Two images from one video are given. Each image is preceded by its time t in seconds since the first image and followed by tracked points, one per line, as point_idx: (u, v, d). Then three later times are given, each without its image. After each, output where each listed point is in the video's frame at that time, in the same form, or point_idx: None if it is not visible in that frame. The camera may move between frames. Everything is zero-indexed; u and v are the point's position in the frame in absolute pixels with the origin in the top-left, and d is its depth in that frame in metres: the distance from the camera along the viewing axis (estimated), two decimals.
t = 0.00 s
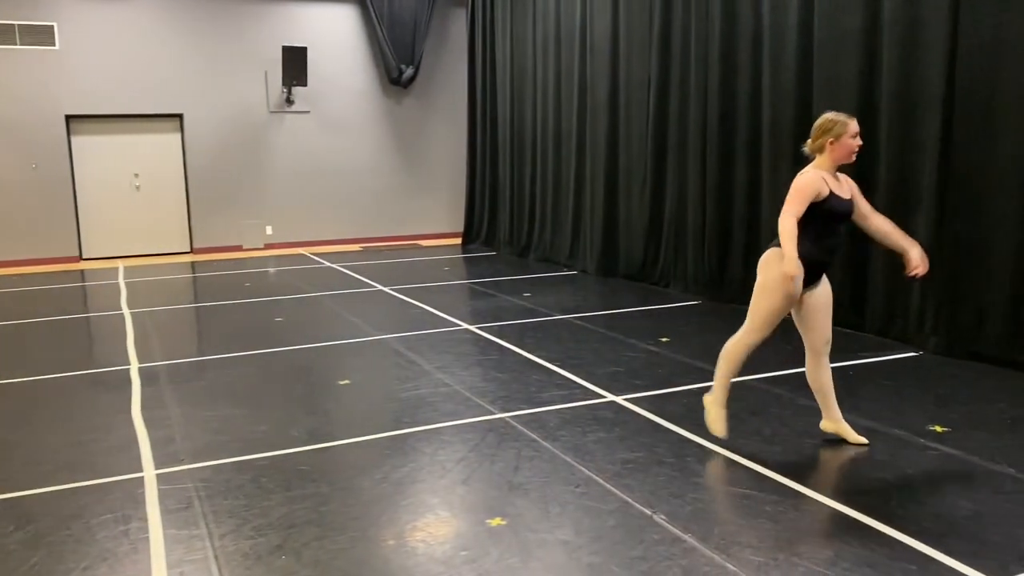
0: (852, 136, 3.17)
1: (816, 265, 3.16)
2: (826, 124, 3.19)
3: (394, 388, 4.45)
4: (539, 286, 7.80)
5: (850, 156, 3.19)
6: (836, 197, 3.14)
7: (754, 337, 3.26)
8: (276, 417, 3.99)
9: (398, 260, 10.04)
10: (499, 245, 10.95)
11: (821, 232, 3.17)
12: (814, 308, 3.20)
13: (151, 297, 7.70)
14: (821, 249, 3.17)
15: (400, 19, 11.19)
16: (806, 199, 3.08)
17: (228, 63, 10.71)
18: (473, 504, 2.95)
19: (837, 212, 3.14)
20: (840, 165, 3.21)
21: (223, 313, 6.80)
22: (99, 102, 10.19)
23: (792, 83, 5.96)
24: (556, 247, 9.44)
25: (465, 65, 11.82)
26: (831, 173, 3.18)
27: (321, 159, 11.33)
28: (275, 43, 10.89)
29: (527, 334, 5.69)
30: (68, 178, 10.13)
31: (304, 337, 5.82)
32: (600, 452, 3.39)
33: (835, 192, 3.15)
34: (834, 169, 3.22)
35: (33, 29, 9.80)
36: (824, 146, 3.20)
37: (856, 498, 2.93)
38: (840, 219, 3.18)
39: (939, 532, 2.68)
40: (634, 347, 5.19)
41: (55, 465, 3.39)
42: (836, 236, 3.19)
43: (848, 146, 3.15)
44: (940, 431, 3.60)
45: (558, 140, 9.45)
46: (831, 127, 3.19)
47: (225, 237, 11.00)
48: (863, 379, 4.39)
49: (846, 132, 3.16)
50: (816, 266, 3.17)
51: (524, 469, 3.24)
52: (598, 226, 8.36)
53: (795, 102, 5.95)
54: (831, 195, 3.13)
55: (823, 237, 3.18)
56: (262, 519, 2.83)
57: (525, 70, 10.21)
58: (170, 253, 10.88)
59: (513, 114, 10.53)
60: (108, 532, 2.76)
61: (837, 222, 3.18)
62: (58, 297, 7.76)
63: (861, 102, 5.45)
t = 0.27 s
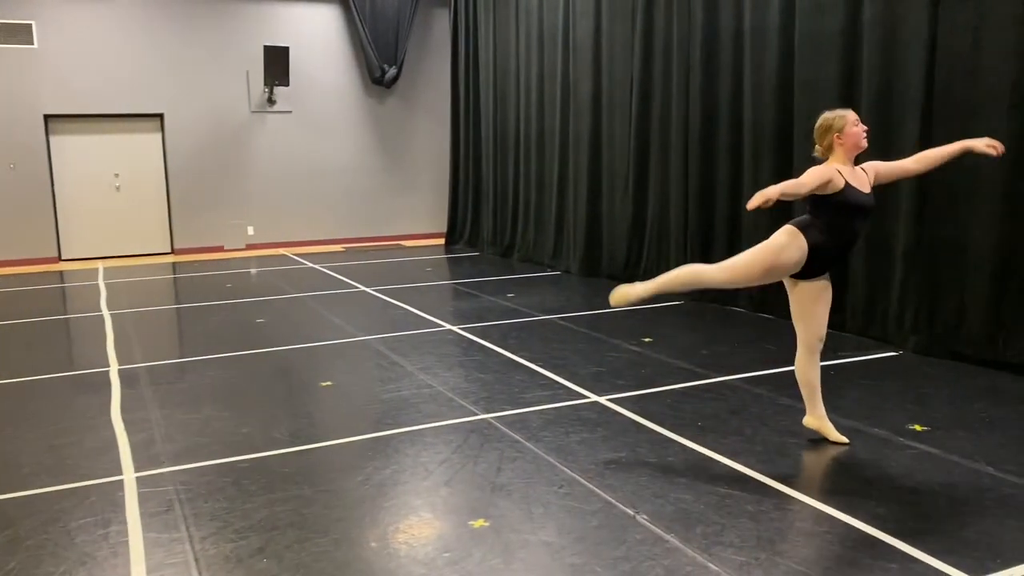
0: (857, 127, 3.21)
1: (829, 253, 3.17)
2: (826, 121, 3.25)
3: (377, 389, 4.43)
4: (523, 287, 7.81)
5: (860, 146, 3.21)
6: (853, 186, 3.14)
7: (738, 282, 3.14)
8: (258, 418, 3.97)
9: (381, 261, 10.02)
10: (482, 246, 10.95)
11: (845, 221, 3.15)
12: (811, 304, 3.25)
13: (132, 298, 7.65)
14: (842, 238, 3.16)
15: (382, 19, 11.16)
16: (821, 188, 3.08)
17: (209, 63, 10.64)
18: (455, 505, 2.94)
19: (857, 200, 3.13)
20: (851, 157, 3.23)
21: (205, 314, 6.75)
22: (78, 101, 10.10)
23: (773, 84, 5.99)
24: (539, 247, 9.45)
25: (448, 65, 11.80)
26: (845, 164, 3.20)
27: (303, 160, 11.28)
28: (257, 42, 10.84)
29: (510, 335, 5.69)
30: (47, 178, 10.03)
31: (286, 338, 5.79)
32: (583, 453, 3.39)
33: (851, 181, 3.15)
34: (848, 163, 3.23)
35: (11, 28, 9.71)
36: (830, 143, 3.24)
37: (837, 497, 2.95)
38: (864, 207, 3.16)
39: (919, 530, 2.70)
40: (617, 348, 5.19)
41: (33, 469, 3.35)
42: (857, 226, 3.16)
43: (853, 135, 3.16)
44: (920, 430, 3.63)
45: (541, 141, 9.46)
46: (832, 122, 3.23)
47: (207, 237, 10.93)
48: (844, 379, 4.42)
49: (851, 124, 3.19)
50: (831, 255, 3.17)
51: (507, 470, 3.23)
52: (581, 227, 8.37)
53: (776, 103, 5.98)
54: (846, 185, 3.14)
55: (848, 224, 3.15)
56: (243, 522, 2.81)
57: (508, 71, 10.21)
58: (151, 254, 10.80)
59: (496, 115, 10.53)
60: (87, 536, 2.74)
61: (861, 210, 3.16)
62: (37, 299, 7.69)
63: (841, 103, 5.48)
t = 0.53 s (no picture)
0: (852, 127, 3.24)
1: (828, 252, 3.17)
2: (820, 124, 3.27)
3: (368, 390, 4.42)
4: (514, 287, 7.80)
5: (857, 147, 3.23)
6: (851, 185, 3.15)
7: (726, 272, 3.17)
8: (248, 419, 3.96)
9: (373, 261, 10.00)
10: (474, 246, 10.95)
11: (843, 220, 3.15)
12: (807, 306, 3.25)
13: (122, 298, 7.61)
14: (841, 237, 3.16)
15: (374, 19, 11.14)
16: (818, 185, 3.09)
17: (200, 62, 10.60)
18: (447, 506, 2.93)
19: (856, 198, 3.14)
20: (849, 158, 3.24)
21: (195, 315, 6.73)
22: (68, 101, 10.04)
23: (764, 86, 6.00)
24: (531, 248, 9.45)
25: (440, 65, 11.79)
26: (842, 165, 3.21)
27: (294, 160, 11.25)
28: (248, 42, 10.81)
29: (501, 335, 5.68)
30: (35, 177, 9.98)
31: (277, 339, 5.77)
32: (574, 454, 3.39)
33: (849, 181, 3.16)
34: (846, 163, 3.24)
35: None
36: (827, 145, 3.26)
37: (828, 497, 2.96)
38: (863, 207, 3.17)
39: (908, 530, 2.71)
40: (609, 348, 5.20)
41: (22, 470, 3.33)
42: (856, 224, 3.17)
43: (848, 135, 3.18)
44: (910, 430, 3.64)
45: (532, 141, 9.46)
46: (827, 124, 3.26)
47: (197, 238, 10.89)
48: (835, 379, 4.43)
49: (847, 124, 3.22)
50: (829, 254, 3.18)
51: (498, 471, 3.23)
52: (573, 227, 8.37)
53: (767, 105, 5.99)
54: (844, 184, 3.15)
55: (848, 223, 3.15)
56: (233, 524, 2.80)
57: (499, 72, 10.20)
58: (141, 254, 10.75)
59: (488, 116, 10.52)
60: (75, 538, 2.72)
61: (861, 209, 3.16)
62: (25, 299, 7.64)
63: (832, 105, 5.49)
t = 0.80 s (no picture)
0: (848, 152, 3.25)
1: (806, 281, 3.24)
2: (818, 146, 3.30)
3: (368, 390, 4.42)
4: (514, 287, 7.80)
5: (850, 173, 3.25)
6: (835, 212, 3.18)
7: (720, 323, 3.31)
8: (248, 419, 3.95)
9: (373, 261, 9.99)
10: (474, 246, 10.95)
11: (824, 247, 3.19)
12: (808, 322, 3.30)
13: (121, 298, 7.61)
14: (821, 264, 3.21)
15: (374, 19, 11.14)
16: (803, 212, 3.14)
17: (200, 62, 10.60)
18: (446, 507, 2.93)
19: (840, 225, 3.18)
20: (843, 181, 3.26)
21: (195, 314, 6.72)
22: (68, 100, 10.04)
23: (765, 86, 6.00)
24: (531, 248, 9.45)
25: (440, 65, 11.79)
26: (833, 189, 3.24)
27: (294, 160, 11.25)
28: (248, 42, 10.80)
29: (501, 336, 5.68)
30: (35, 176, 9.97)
31: (277, 338, 5.77)
32: (574, 454, 3.39)
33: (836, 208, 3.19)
34: (839, 186, 3.26)
35: None
36: (821, 166, 3.28)
37: (828, 499, 2.96)
38: (847, 236, 3.19)
39: (909, 531, 2.71)
40: (608, 349, 5.19)
41: (22, 470, 3.32)
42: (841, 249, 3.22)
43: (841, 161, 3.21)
44: (911, 432, 3.64)
45: (532, 142, 9.45)
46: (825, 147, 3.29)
47: (197, 237, 10.89)
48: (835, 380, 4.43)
49: (842, 150, 3.24)
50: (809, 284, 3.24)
51: (498, 472, 3.23)
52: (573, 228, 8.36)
53: (768, 106, 5.99)
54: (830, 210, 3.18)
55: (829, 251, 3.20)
56: (232, 524, 2.80)
57: (500, 72, 10.20)
58: (141, 253, 10.74)
59: (488, 116, 10.51)
60: (75, 538, 2.71)
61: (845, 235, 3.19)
62: (25, 298, 7.64)
63: (832, 106, 5.49)
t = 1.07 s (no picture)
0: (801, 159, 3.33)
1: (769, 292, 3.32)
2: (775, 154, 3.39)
3: (377, 389, 4.43)
4: (523, 288, 7.81)
5: (801, 178, 3.32)
6: (784, 216, 3.24)
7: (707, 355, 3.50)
8: (258, 418, 3.97)
9: (382, 260, 10.01)
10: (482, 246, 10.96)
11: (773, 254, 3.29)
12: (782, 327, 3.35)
13: (132, 297, 7.64)
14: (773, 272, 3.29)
15: (384, 19, 11.16)
16: (749, 216, 3.25)
17: (210, 61, 10.63)
18: (456, 506, 2.94)
19: (788, 230, 3.25)
20: (797, 187, 3.34)
21: (205, 313, 6.75)
22: (79, 99, 10.09)
23: (776, 86, 5.99)
24: (539, 248, 9.45)
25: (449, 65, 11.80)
26: (785, 195, 3.31)
27: (304, 159, 11.28)
28: (258, 42, 10.84)
29: (510, 336, 5.69)
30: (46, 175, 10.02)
31: (286, 337, 5.79)
32: (583, 454, 3.39)
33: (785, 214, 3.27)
34: (794, 191, 3.34)
35: (12, 25, 9.70)
36: (777, 172, 3.37)
37: (839, 500, 2.95)
38: (794, 241, 3.27)
39: (921, 533, 2.70)
40: (617, 349, 5.19)
41: (33, 467, 3.34)
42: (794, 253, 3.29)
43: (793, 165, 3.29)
44: (921, 433, 3.63)
45: (541, 142, 9.46)
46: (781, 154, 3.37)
47: (207, 236, 10.93)
48: (845, 382, 4.42)
49: (794, 156, 3.31)
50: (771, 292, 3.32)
51: (508, 471, 3.23)
52: (581, 228, 8.36)
53: (778, 106, 5.98)
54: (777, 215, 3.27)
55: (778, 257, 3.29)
56: (243, 522, 2.81)
57: (509, 72, 10.20)
58: (151, 252, 10.79)
59: (497, 116, 10.52)
60: (87, 534, 2.73)
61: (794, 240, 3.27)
62: (36, 297, 7.68)
63: (843, 107, 5.47)
